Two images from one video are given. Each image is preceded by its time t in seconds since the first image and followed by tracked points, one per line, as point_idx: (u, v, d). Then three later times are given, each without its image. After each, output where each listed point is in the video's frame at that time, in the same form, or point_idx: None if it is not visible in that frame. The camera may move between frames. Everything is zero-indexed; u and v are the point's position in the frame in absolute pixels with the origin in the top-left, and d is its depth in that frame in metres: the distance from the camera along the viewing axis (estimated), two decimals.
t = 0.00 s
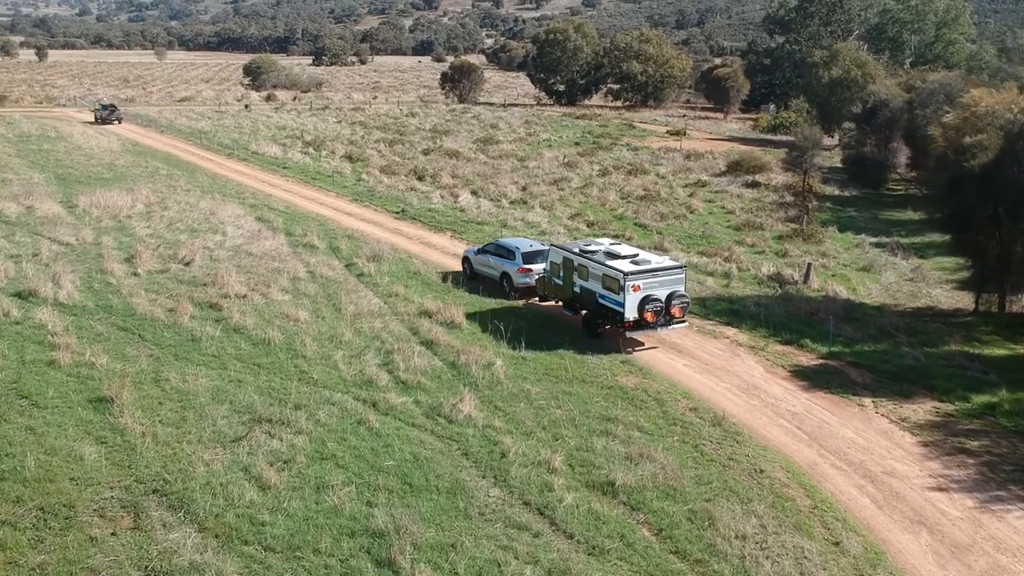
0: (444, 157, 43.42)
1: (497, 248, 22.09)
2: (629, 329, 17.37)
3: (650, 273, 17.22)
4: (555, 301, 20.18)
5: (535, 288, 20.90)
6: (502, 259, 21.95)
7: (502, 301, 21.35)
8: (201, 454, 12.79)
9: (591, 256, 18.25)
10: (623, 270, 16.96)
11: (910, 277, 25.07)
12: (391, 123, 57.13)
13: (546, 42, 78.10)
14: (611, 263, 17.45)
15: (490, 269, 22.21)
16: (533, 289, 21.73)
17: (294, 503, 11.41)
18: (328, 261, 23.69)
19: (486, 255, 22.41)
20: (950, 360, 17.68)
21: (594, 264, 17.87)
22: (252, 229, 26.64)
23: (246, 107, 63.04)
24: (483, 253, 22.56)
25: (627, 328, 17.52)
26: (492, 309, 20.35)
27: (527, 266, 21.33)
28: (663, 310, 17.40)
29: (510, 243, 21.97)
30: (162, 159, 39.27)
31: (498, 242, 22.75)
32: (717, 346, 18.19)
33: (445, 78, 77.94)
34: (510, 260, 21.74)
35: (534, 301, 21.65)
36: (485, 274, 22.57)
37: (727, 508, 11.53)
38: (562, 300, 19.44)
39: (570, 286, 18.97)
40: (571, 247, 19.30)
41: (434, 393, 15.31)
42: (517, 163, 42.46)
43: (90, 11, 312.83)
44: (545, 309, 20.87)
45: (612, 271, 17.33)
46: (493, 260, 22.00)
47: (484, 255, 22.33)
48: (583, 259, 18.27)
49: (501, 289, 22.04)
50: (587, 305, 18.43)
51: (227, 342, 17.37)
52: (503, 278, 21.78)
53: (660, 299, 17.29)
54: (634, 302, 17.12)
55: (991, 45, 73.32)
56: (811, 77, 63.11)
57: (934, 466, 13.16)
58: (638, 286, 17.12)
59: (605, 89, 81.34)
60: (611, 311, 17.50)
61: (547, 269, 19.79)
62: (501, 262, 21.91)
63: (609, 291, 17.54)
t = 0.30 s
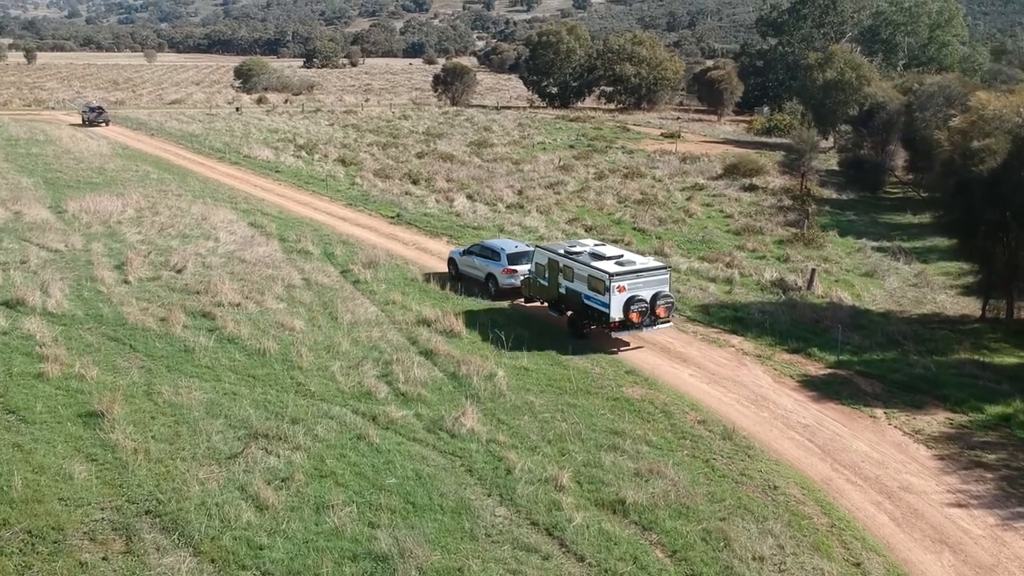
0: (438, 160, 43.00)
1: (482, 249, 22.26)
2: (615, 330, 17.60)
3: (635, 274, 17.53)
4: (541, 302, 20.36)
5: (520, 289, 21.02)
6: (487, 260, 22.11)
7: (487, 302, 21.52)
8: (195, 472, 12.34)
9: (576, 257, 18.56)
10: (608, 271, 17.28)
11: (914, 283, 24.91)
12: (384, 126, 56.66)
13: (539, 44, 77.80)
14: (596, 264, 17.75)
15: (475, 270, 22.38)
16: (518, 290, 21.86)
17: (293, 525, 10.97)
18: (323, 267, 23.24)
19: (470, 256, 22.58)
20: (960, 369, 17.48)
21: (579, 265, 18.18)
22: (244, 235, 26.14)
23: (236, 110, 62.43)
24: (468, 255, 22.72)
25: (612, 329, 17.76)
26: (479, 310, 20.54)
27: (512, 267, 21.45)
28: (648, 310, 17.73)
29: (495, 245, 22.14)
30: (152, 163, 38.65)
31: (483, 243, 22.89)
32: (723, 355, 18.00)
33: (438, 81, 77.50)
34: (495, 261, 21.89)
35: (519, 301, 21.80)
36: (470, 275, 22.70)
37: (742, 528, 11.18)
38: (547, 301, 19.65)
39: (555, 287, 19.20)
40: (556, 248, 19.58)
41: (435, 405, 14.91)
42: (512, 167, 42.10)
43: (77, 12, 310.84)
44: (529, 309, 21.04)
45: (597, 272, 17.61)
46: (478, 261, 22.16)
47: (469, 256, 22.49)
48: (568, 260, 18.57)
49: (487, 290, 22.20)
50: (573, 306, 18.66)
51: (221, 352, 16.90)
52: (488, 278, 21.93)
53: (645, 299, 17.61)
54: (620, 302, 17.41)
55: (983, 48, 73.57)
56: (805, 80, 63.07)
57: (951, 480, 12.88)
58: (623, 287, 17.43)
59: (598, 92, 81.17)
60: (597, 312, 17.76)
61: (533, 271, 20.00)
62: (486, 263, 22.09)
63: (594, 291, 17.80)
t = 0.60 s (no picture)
0: (437, 163, 42.58)
1: (473, 251, 22.41)
2: (605, 330, 17.66)
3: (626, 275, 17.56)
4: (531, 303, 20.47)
5: (510, 290, 21.16)
6: (477, 262, 22.28)
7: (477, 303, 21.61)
8: (195, 490, 11.88)
9: (566, 258, 18.57)
10: (598, 271, 17.28)
11: (923, 289, 24.62)
12: (381, 129, 56.23)
13: (536, 46, 77.63)
14: (586, 265, 17.76)
15: (465, 272, 22.51)
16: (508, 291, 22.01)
17: (299, 548, 10.54)
18: (323, 274, 22.80)
19: (461, 258, 22.72)
20: (977, 379, 17.20)
21: (569, 266, 18.19)
22: (242, 240, 25.66)
23: (232, 113, 61.91)
24: (459, 256, 22.87)
25: (603, 329, 17.82)
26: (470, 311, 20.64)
27: (501, 268, 21.66)
28: (638, 311, 17.79)
29: (485, 246, 22.31)
30: (147, 167, 38.11)
31: (473, 245, 23.05)
32: (735, 364, 17.70)
33: (435, 83, 77.10)
34: (485, 262, 22.07)
35: (509, 302, 21.92)
36: (460, 277, 22.82)
37: (765, 550, 10.80)
38: (537, 302, 19.72)
39: (545, 288, 19.25)
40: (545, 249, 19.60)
41: (442, 419, 14.47)
42: (512, 170, 41.71)
43: (72, 14, 309.89)
44: (519, 309, 21.17)
45: (588, 273, 17.59)
46: (468, 263, 22.31)
47: (459, 258, 22.63)
48: (558, 261, 18.58)
49: (476, 291, 22.34)
50: (563, 306, 18.72)
51: (220, 363, 16.44)
52: (478, 280, 22.08)
53: (635, 300, 17.65)
54: (610, 303, 17.44)
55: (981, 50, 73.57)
56: (803, 82, 62.89)
57: (977, 497, 12.61)
58: (613, 288, 17.47)
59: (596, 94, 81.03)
60: (587, 312, 17.79)
61: (523, 272, 20.05)
62: (476, 264, 22.23)
63: (584, 292, 17.82)
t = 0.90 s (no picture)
0: (442, 167, 42.20)
1: (469, 252, 22.45)
2: (600, 331, 17.67)
3: (622, 276, 17.57)
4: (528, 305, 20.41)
5: (506, 292, 21.10)
6: (474, 263, 22.28)
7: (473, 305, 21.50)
8: (202, 509, 11.44)
9: (563, 260, 18.59)
10: (594, 273, 17.27)
11: (940, 296, 24.22)
12: (384, 132, 55.87)
13: (539, 49, 77.49)
14: (582, 267, 17.77)
15: (462, 273, 22.54)
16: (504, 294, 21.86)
17: (311, 571, 10.12)
18: (329, 280, 22.37)
19: (457, 259, 22.78)
20: (1002, 391, 16.83)
21: (565, 268, 18.21)
22: (247, 246, 25.23)
23: (233, 115, 61.52)
24: (455, 258, 22.90)
25: (599, 330, 17.77)
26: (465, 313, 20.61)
27: (497, 270, 21.60)
28: (634, 312, 17.80)
29: (481, 247, 22.37)
30: (149, 170, 37.69)
31: (470, 247, 23.05)
32: (753, 375, 17.37)
33: (438, 86, 76.71)
34: (481, 264, 22.04)
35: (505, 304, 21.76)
36: (457, 278, 22.84)
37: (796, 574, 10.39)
38: (534, 304, 19.74)
39: (542, 289, 19.29)
40: (542, 251, 19.62)
41: (455, 432, 14.03)
42: (517, 174, 41.34)
43: (72, 16, 309.96)
44: (515, 311, 21.16)
45: (583, 274, 17.63)
46: (465, 264, 22.32)
47: (456, 259, 22.67)
48: (554, 263, 18.63)
49: (472, 292, 22.34)
50: (559, 307, 18.68)
51: (226, 373, 16.03)
52: (474, 281, 22.05)
53: (630, 301, 17.68)
54: (606, 304, 17.45)
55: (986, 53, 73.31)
56: (809, 84, 62.55)
57: (1011, 516, 12.30)
58: (610, 289, 17.47)
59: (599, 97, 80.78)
60: (583, 313, 17.78)
61: (519, 274, 20.07)
62: (472, 266, 22.23)
63: (581, 294, 17.83)
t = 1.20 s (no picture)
0: (447, 170, 41.80)
1: (465, 253, 22.59)
2: (596, 331, 17.82)
3: (618, 276, 17.71)
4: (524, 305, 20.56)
5: (502, 292, 21.28)
6: (470, 264, 22.46)
7: (470, 305, 21.69)
8: (212, 529, 11.01)
9: (558, 261, 18.68)
10: (590, 274, 17.41)
11: (958, 302, 23.81)
12: (388, 134, 55.48)
13: (542, 51, 76.95)
14: (578, 267, 17.89)
15: (459, 273, 22.69)
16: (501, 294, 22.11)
17: None
18: (336, 286, 21.96)
19: (454, 260, 22.92)
20: None
21: (561, 268, 18.30)
22: (252, 251, 24.80)
23: (235, 117, 61.11)
24: (452, 258, 23.05)
25: (595, 330, 17.94)
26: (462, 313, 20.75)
27: (494, 271, 21.83)
28: (630, 312, 17.94)
29: (478, 248, 22.53)
30: (151, 173, 37.26)
31: (467, 247, 23.20)
32: (774, 387, 16.97)
33: (441, 88, 76.31)
34: (478, 264, 22.26)
35: (501, 305, 22.01)
36: (453, 279, 22.98)
37: None
38: (529, 304, 19.83)
39: (537, 290, 19.39)
40: (537, 251, 19.70)
41: (470, 446, 13.59)
42: (523, 177, 40.94)
43: (72, 18, 309.74)
44: (511, 312, 21.31)
45: (580, 275, 17.74)
46: (461, 265, 22.48)
47: (452, 260, 22.82)
48: (550, 263, 18.71)
49: (469, 292, 22.53)
50: (555, 308, 18.80)
51: (233, 384, 15.59)
52: (471, 282, 22.25)
53: (626, 301, 17.83)
54: (602, 304, 17.61)
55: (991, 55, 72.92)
56: (815, 86, 62.18)
57: None
58: (606, 289, 17.63)
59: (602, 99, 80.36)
60: (580, 314, 17.95)
61: (515, 274, 20.18)
62: (469, 266, 22.42)
63: (577, 294, 17.96)
